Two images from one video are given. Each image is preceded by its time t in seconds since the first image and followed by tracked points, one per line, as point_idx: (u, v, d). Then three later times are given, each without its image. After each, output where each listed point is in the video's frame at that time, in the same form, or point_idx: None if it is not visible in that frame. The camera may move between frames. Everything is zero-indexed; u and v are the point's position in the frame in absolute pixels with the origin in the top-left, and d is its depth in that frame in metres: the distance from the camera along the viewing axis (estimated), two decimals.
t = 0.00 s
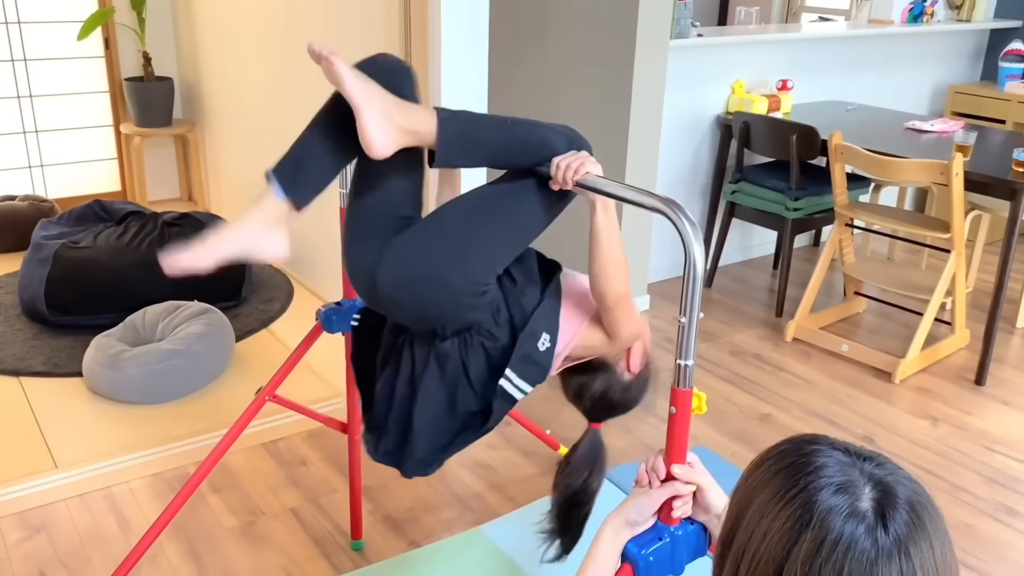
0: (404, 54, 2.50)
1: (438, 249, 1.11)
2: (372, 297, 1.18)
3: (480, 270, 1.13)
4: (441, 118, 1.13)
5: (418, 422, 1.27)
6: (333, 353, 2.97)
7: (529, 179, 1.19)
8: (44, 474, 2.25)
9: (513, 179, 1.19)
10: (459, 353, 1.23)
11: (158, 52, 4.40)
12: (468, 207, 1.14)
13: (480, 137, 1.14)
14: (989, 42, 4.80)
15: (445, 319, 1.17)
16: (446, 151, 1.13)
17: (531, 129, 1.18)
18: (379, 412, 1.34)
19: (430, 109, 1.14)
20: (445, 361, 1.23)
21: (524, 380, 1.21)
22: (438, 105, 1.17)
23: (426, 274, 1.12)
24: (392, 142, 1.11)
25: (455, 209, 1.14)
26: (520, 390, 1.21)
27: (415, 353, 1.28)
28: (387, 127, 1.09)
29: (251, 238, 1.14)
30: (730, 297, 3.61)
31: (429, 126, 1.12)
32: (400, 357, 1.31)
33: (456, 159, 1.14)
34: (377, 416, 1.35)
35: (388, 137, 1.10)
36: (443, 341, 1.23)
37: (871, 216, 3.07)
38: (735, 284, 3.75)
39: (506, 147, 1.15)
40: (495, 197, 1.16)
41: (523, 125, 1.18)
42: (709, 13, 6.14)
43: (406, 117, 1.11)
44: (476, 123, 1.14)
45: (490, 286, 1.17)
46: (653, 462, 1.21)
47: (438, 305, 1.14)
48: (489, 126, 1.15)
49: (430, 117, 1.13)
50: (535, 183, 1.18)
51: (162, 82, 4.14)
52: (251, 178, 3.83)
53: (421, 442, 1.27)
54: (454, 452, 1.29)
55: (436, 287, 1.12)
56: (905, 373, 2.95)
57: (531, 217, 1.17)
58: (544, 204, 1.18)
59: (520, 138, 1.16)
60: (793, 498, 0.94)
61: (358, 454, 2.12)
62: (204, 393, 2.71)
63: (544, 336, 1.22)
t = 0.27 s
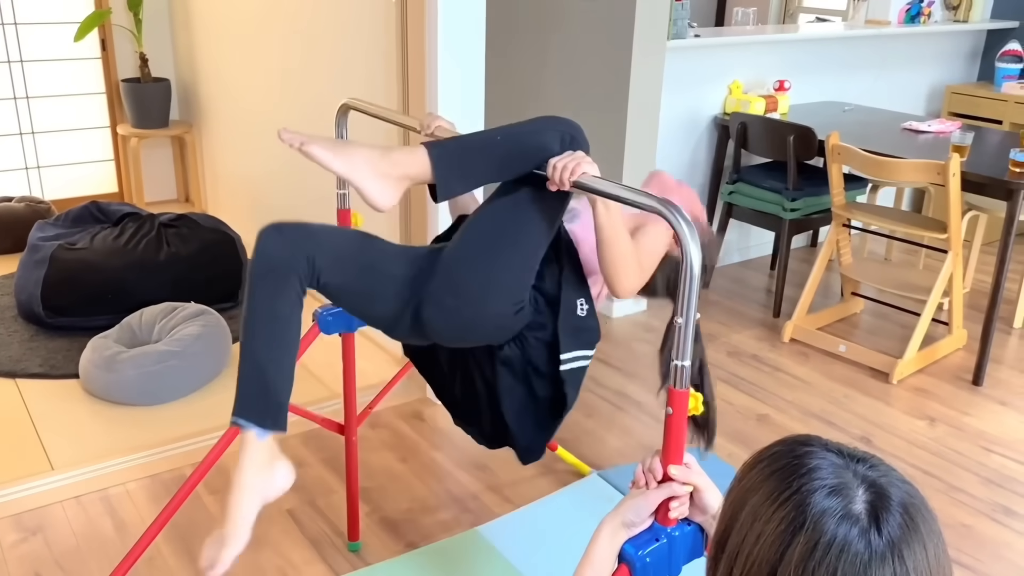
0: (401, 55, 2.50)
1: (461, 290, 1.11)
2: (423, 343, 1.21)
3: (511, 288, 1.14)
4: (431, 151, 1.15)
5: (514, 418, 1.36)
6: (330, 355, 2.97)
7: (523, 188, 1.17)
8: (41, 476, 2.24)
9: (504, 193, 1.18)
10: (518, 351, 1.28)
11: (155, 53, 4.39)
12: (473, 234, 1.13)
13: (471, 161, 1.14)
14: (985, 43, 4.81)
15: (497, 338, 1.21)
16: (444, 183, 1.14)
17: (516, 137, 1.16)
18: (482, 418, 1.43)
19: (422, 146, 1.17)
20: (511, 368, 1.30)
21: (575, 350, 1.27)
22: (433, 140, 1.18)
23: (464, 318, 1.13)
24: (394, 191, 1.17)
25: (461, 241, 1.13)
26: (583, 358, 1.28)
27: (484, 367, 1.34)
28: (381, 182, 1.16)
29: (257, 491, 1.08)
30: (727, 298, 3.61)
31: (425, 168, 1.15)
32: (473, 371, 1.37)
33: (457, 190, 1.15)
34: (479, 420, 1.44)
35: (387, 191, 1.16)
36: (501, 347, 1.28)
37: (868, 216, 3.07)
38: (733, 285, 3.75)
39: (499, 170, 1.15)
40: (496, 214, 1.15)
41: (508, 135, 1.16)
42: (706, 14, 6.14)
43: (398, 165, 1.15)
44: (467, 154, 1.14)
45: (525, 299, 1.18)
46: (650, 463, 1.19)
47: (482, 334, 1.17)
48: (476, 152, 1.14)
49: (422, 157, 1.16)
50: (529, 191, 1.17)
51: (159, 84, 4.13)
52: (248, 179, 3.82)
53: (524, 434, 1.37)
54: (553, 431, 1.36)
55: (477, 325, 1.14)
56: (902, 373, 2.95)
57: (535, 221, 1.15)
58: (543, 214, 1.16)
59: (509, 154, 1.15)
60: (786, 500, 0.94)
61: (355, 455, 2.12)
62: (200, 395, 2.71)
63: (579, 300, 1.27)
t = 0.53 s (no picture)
0: (399, 56, 2.50)
1: (505, 306, 1.22)
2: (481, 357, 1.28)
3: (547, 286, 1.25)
4: (445, 190, 1.18)
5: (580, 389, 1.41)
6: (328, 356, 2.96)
7: (518, 201, 1.24)
8: (39, 477, 2.24)
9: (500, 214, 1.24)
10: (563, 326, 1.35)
11: (153, 54, 4.39)
12: (495, 254, 1.22)
13: (487, 181, 1.17)
14: (983, 43, 4.82)
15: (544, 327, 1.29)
16: (466, 213, 1.16)
17: (520, 142, 1.20)
18: (545, 409, 1.46)
19: (434, 187, 1.19)
20: (566, 345, 1.36)
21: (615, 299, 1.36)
22: (437, 182, 1.21)
23: (516, 327, 1.24)
24: (423, 242, 1.18)
25: (485, 262, 1.22)
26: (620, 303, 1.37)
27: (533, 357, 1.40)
28: (409, 237, 1.17)
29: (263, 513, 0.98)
30: (726, 298, 3.61)
31: (444, 204, 1.17)
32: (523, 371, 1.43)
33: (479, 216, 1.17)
34: (544, 412, 1.46)
35: (418, 243, 1.17)
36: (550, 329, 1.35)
37: (867, 217, 3.07)
38: (731, 285, 3.75)
39: (517, 178, 1.19)
40: (506, 229, 1.23)
41: (510, 140, 1.21)
42: (704, 15, 6.15)
43: (421, 213, 1.17)
44: (483, 170, 1.17)
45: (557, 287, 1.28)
46: (649, 464, 1.19)
47: (531, 330, 1.26)
48: (489, 165, 1.18)
49: (436, 193, 1.18)
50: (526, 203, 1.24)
51: (157, 85, 4.13)
52: (246, 180, 3.82)
53: (593, 396, 1.42)
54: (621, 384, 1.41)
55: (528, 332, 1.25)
56: (900, 373, 2.95)
57: (542, 227, 1.25)
58: (540, 211, 1.25)
59: (519, 162, 1.19)
60: (785, 502, 0.94)
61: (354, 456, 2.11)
62: (198, 396, 2.70)
63: (596, 257, 1.37)
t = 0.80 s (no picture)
0: (398, 57, 2.50)
1: (524, 306, 1.24)
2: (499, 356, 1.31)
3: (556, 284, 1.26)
4: (444, 186, 1.19)
5: (564, 374, 1.48)
6: (327, 357, 2.96)
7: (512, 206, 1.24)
8: (38, 478, 2.24)
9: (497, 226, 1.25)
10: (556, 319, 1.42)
11: (152, 55, 4.39)
12: (506, 255, 1.23)
13: (484, 180, 1.18)
14: (981, 44, 4.82)
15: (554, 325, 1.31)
16: (461, 210, 1.18)
17: (521, 141, 1.21)
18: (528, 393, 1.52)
19: (430, 181, 1.21)
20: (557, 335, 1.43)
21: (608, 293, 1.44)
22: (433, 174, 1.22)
23: (530, 323, 1.25)
24: (418, 235, 1.21)
25: (499, 267, 1.23)
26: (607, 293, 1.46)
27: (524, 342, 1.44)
28: (404, 231, 1.20)
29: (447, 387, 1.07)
30: (724, 299, 3.61)
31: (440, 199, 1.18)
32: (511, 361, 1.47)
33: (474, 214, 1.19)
34: (526, 391, 1.52)
35: (413, 236, 1.20)
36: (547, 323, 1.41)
37: (865, 217, 3.08)
38: (730, 286, 3.75)
39: (513, 179, 1.19)
40: (512, 234, 1.23)
41: (511, 139, 1.21)
42: (703, 15, 6.15)
43: (417, 208, 1.19)
44: (481, 173, 1.18)
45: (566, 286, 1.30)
46: (648, 464, 1.20)
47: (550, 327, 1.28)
48: (490, 165, 1.19)
49: (433, 187, 1.19)
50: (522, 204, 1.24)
51: (156, 85, 4.13)
52: (245, 180, 3.81)
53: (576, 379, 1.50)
54: (602, 371, 1.50)
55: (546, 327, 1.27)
56: (899, 374, 2.95)
57: (539, 231, 1.24)
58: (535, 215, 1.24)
59: (517, 164, 1.20)
60: (787, 503, 0.94)
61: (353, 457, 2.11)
62: (197, 397, 2.70)
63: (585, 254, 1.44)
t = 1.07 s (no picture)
0: (397, 57, 2.50)
1: (529, 316, 1.22)
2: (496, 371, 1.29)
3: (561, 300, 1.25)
4: (452, 160, 1.19)
5: (566, 431, 1.49)
6: (326, 357, 2.96)
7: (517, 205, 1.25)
8: (37, 479, 2.24)
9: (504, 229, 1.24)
10: (565, 361, 1.45)
11: (150, 55, 4.39)
12: (512, 263, 1.22)
13: (488, 165, 1.18)
14: (979, 44, 4.83)
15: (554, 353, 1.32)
16: (463, 191, 1.18)
17: (527, 141, 1.20)
18: (527, 442, 1.55)
19: (439, 157, 1.19)
20: (563, 381, 1.45)
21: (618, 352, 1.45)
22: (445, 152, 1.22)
23: (533, 332, 1.23)
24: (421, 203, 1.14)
25: (508, 274, 1.22)
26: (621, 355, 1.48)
27: (528, 389, 1.47)
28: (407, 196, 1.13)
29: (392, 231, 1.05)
30: (723, 299, 3.62)
31: (446, 172, 1.17)
32: (515, 404, 1.50)
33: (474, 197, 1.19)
34: (526, 441, 1.55)
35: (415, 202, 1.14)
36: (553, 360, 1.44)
37: (864, 218, 3.08)
38: (728, 286, 3.76)
39: (517, 167, 1.19)
40: (521, 240, 1.23)
41: (519, 136, 1.21)
42: (701, 16, 6.15)
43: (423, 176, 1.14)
44: (484, 159, 1.18)
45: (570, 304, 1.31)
46: (648, 464, 1.20)
47: (550, 344, 1.28)
48: (495, 155, 1.18)
49: (442, 161, 1.19)
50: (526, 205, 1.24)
51: (154, 86, 4.12)
52: (243, 181, 3.81)
53: (578, 439, 1.51)
54: (606, 435, 1.51)
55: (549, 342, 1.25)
56: (897, 374, 2.96)
57: (540, 228, 1.23)
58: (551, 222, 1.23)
59: (522, 154, 1.19)
60: (787, 502, 0.94)
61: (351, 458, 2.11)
62: (196, 398, 2.70)
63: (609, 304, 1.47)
